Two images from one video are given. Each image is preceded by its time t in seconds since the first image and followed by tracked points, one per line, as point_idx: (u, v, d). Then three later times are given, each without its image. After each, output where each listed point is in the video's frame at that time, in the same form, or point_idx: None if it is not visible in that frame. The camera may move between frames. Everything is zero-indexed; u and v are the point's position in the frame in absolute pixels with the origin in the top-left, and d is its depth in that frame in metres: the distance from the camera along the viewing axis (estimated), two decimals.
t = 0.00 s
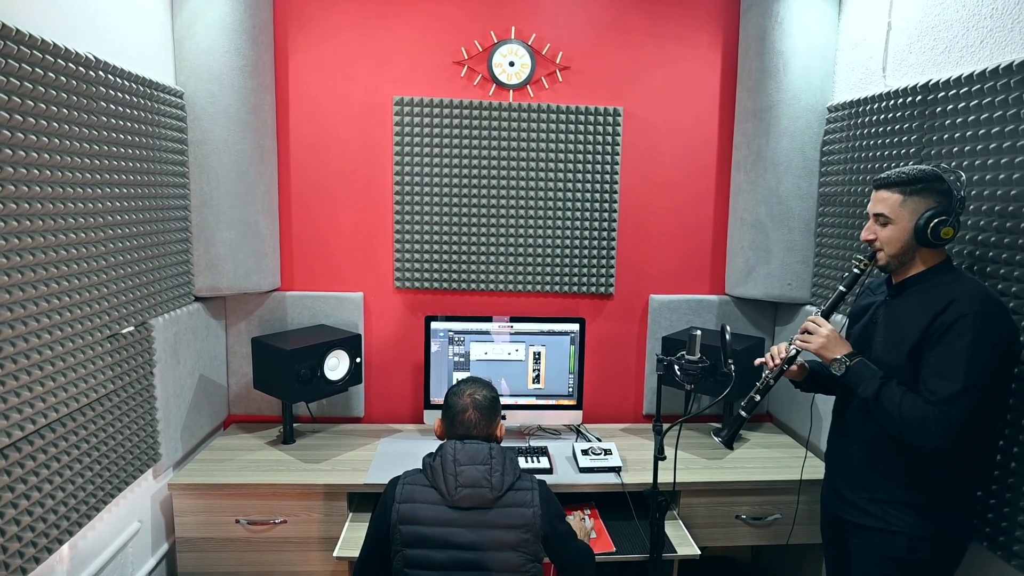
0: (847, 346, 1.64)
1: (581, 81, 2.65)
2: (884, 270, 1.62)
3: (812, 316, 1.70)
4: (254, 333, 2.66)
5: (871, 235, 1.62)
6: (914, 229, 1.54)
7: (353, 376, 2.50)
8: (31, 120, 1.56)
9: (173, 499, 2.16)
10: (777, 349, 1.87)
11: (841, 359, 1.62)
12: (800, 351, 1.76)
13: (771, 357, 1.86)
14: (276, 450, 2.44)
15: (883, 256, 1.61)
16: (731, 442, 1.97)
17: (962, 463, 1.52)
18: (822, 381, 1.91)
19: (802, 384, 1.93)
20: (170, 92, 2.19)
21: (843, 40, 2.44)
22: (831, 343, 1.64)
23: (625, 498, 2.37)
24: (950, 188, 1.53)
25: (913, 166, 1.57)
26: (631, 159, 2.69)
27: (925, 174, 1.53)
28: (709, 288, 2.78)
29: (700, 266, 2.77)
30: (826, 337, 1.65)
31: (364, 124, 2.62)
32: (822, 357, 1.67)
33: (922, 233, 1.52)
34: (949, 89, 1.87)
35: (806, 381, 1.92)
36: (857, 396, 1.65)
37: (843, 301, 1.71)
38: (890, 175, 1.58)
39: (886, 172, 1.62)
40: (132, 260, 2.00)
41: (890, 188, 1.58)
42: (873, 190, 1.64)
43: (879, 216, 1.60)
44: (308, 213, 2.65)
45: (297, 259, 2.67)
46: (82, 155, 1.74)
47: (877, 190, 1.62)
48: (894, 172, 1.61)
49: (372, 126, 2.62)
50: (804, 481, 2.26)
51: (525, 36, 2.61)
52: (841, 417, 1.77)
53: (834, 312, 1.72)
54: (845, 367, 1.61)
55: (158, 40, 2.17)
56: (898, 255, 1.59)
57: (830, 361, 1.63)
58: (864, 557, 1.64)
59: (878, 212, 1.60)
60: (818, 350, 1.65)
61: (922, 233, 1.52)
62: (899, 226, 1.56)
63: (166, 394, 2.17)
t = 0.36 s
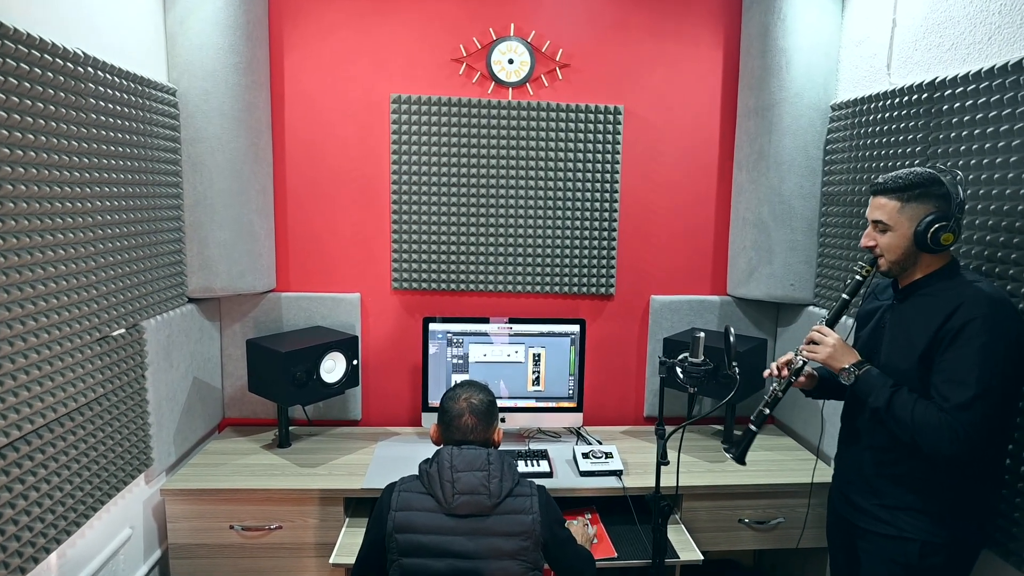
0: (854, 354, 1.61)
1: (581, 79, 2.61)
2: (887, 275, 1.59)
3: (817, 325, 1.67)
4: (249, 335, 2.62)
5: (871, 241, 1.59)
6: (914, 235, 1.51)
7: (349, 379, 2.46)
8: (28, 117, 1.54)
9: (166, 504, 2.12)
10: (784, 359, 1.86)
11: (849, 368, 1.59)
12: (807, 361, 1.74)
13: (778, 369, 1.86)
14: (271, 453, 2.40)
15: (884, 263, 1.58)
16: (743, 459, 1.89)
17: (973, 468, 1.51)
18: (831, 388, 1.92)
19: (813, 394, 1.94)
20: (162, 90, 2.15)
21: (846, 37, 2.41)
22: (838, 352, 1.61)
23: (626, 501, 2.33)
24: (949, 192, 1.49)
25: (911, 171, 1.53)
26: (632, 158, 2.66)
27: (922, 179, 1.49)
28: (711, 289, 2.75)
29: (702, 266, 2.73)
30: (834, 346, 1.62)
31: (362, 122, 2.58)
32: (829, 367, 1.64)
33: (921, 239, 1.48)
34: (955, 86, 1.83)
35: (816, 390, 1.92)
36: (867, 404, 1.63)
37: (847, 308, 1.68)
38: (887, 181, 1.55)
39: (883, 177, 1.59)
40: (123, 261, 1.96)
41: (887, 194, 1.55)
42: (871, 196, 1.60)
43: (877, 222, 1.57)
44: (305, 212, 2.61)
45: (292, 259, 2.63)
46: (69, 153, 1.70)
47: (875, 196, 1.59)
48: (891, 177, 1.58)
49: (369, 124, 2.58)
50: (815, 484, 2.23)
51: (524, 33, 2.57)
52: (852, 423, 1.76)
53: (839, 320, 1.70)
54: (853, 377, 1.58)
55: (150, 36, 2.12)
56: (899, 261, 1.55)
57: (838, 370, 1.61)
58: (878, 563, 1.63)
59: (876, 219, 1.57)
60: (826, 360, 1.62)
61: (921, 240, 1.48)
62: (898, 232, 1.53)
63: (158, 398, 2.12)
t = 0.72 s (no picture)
0: (859, 360, 1.60)
1: (579, 76, 2.57)
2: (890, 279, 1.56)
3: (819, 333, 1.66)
4: (242, 337, 2.58)
5: (873, 245, 1.55)
6: (916, 237, 1.47)
7: (344, 381, 2.41)
8: (9, 113, 1.49)
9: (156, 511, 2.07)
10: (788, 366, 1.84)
11: (854, 376, 1.58)
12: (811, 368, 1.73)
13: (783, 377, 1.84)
14: (264, 458, 2.36)
15: (886, 266, 1.54)
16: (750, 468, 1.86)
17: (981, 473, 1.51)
18: (839, 394, 1.90)
19: (819, 399, 1.92)
20: (150, 87, 2.10)
21: (847, 34, 2.37)
22: (843, 359, 1.60)
23: (626, 506, 2.30)
24: (950, 192, 1.45)
25: (909, 171, 1.50)
26: (630, 157, 2.62)
27: (922, 180, 1.46)
28: (711, 289, 2.71)
29: (701, 266, 2.70)
30: (838, 354, 1.60)
31: (356, 120, 2.54)
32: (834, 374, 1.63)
33: (925, 241, 1.45)
34: (959, 83, 1.80)
35: (822, 396, 1.91)
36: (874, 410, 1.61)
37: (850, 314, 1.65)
38: (886, 183, 1.51)
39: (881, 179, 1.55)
40: (109, 262, 1.91)
41: (886, 196, 1.51)
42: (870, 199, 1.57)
43: (878, 225, 1.53)
44: (298, 212, 2.56)
45: (285, 260, 2.59)
46: (51, 151, 1.65)
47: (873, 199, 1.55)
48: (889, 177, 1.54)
49: (364, 122, 2.54)
50: (820, 487, 2.20)
51: (521, 30, 2.53)
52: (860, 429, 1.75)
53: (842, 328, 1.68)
54: (859, 384, 1.57)
55: (138, 31, 2.07)
56: (902, 263, 1.51)
57: (844, 378, 1.59)
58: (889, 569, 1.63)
59: (876, 222, 1.53)
60: (830, 368, 1.61)
61: (925, 242, 1.45)
62: (900, 235, 1.49)
63: (147, 402, 2.08)
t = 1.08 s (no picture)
0: (863, 356, 1.56)
1: (575, 74, 2.54)
2: (900, 273, 1.53)
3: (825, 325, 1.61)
4: (233, 339, 2.53)
5: (886, 237, 1.52)
6: (933, 230, 1.44)
7: (337, 384, 2.37)
8: None
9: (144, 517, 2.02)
10: (790, 359, 1.81)
11: (856, 372, 1.54)
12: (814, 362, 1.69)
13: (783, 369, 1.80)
14: (255, 462, 2.31)
15: (898, 260, 1.51)
16: (746, 459, 1.83)
17: (986, 475, 1.49)
18: (838, 391, 1.88)
19: (818, 394, 1.89)
20: (137, 83, 2.05)
21: (845, 31, 2.35)
22: (846, 355, 1.56)
23: (624, 509, 2.27)
24: (969, 185, 1.43)
25: (929, 163, 1.47)
26: (627, 156, 2.59)
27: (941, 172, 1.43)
28: (708, 289, 2.68)
29: (699, 266, 2.67)
30: (842, 349, 1.56)
31: (349, 118, 2.50)
32: (836, 368, 1.59)
33: (942, 234, 1.42)
34: (960, 80, 1.78)
35: (821, 390, 1.89)
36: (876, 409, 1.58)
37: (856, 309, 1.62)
38: (905, 174, 1.48)
39: (898, 170, 1.52)
40: (94, 262, 1.86)
41: (904, 187, 1.49)
42: (885, 190, 1.54)
43: (893, 217, 1.50)
44: (290, 212, 2.52)
45: (277, 260, 2.54)
46: (33, 149, 1.60)
47: (889, 190, 1.53)
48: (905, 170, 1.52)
49: (356, 120, 2.50)
50: (823, 488, 2.18)
51: (516, 27, 2.50)
52: (861, 430, 1.73)
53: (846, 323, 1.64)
54: (861, 381, 1.54)
55: (125, 27, 2.03)
56: (914, 257, 1.49)
57: (846, 374, 1.56)
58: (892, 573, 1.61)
59: (891, 213, 1.50)
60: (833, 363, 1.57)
61: (942, 234, 1.42)
62: (916, 227, 1.46)
63: (135, 406, 2.03)
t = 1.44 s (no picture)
0: (867, 349, 1.55)
1: (571, 72, 2.51)
2: (909, 265, 1.54)
3: (830, 314, 1.60)
4: (223, 342, 2.49)
5: (898, 227, 1.54)
6: (949, 222, 1.46)
7: (329, 387, 2.34)
8: None
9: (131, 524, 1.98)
10: (790, 349, 1.79)
11: (861, 363, 1.52)
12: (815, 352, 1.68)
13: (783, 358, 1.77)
14: (245, 467, 2.27)
15: (910, 250, 1.53)
16: (738, 447, 1.80)
17: (987, 475, 1.47)
18: (835, 383, 1.86)
19: (811, 384, 1.88)
20: (124, 81, 2.01)
21: (842, 29, 2.34)
22: (851, 346, 1.54)
23: (621, 512, 2.24)
24: (986, 179, 1.46)
25: (948, 156, 1.49)
26: (623, 154, 2.56)
27: (960, 163, 1.45)
28: (704, 289, 2.66)
29: (695, 266, 2.65)
30: (847, 339, 1.55)
31: (340, 116, 2.46)
32: (839, 361, 1.57)
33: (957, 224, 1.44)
34: (960, 78, 1.76)
35: (817, 383, 1.87)
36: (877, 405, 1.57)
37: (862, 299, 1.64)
38: (923, 163, 1.50)
39: (916, 161, 1.54)
40: (78, 263, 1.81)
41: (921, 177, 1.50)
42: (901, 179, 1.56)
43: (908, 206, 1.52)
44: (281, 212, 2.48)
45: (268, 261, 2.50)
46: (15, 147, 1.55)
47: (906, 180, 1.55)
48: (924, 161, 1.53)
49: (348, 119, 2.46)
50: (810, 491, 2.15)
51: (511, 24, 2.47)
52: (859, 429, 1.71)
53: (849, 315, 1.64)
54: (866, 373, 1.52)
55: (110, 23, 1.98)
56: (926, 249, 1.50)
57: (850, 365, 1.54)
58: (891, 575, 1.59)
59: (907, 202, 1.51)
60: (837, 354, 1.55)
61: (958, 225, 1.44)
62: (931, 217, 1.48)
63: (122, 411, 1.99)
